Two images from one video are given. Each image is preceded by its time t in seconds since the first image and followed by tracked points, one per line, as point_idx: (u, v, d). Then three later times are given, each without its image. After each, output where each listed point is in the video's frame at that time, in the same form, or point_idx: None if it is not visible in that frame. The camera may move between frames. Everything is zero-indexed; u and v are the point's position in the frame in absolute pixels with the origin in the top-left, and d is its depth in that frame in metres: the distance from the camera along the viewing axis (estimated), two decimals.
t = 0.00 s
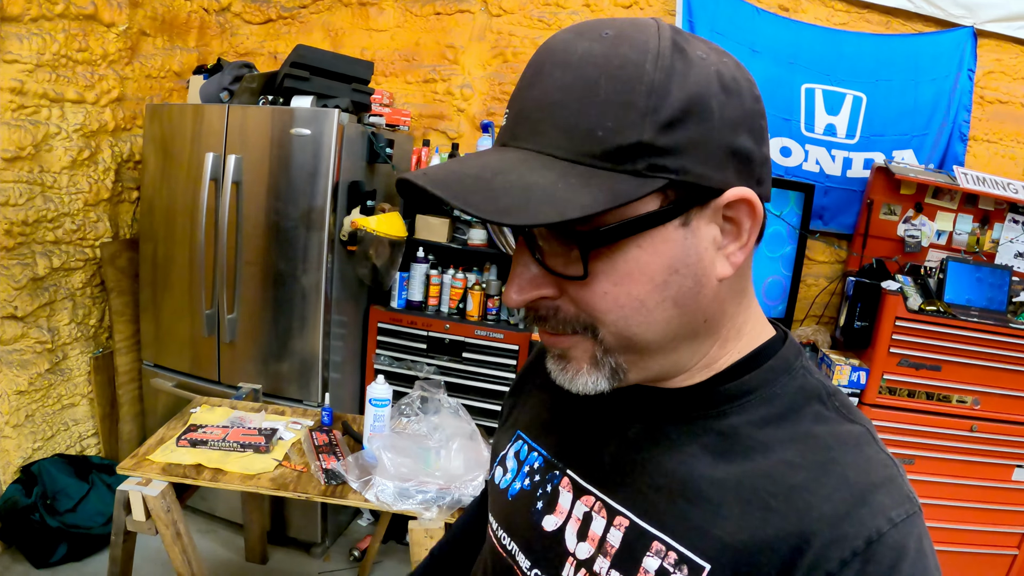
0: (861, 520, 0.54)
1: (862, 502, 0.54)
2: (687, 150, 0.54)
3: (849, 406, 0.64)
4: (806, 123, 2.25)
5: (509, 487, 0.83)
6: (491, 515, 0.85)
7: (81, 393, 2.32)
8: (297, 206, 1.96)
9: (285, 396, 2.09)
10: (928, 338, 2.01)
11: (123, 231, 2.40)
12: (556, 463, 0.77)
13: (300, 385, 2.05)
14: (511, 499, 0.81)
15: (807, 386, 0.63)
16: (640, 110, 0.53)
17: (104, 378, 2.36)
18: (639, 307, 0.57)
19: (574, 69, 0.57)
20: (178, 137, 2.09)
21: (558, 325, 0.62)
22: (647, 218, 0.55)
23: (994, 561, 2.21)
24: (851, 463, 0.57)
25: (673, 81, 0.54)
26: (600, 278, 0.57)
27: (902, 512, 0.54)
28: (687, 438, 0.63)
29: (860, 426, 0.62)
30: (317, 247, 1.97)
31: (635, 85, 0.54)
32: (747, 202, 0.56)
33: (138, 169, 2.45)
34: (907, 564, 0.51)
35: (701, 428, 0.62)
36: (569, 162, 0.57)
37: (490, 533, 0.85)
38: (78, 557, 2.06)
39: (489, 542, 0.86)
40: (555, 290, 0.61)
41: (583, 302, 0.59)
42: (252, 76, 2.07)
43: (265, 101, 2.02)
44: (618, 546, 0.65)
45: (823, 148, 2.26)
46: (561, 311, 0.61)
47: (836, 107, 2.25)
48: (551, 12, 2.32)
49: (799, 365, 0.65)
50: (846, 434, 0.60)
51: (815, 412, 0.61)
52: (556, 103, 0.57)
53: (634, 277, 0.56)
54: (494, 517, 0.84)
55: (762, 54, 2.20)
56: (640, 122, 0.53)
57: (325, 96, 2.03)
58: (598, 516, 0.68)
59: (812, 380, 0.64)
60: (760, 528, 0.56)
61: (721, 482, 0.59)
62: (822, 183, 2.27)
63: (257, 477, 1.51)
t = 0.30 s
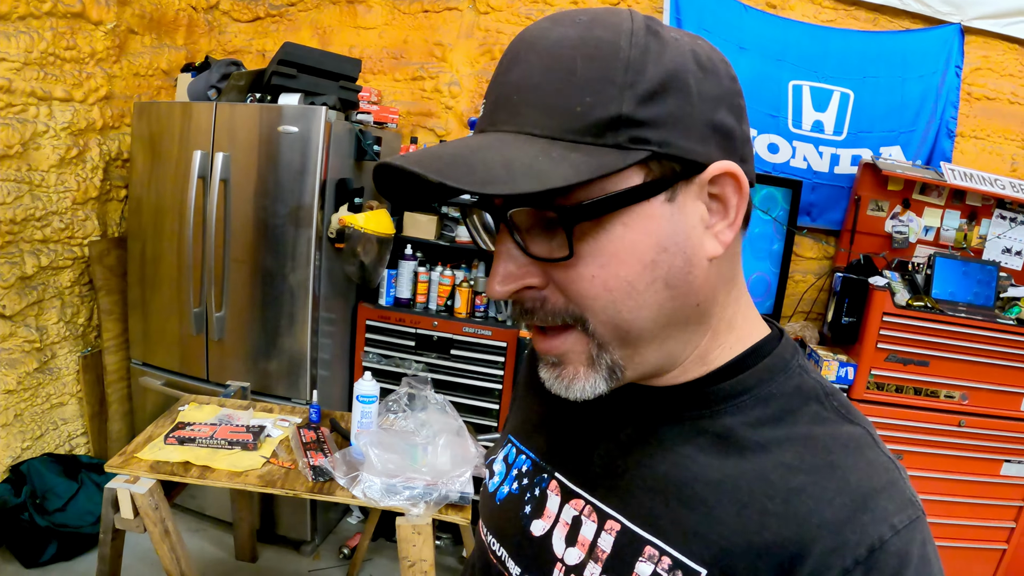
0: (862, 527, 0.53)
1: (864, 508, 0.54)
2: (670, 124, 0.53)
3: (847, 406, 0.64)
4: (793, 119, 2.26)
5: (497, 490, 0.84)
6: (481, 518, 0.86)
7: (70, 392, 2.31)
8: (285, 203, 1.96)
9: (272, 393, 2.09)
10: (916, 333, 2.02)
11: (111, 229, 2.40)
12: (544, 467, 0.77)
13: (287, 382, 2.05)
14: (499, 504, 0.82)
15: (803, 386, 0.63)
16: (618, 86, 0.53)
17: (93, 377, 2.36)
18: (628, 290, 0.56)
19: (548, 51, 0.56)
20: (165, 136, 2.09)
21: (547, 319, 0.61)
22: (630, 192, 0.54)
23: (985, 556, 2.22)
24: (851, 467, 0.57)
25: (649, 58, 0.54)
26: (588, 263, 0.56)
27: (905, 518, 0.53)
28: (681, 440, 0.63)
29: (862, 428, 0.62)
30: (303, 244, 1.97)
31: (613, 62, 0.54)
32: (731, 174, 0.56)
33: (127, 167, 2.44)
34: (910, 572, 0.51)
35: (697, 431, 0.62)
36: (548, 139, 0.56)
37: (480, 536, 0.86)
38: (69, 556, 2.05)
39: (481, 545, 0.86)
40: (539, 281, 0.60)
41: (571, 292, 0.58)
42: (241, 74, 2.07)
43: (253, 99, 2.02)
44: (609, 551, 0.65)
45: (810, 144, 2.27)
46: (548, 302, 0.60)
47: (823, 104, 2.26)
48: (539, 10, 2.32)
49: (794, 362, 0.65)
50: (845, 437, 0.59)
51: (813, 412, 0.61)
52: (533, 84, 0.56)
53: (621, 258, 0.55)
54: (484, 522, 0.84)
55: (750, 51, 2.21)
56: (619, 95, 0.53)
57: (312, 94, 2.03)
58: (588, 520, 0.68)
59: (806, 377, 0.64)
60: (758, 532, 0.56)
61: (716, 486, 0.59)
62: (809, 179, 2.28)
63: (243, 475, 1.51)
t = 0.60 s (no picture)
0: (889, 519, 0.54)
1: (891, 500, 0.54)
2: (673, 110, 0.53)
3: (870, 400, 0.64)
4: (787, 117, 2.26)
5: (508, 491, 0.81)
6: (490, 519, 0.84)
7: (62, 393, 2.29)
8: (278, 202, 1.95)
9: (267, 393, 2.07)
10: (911, 329, 2.02)
11: (103, 229, 2.38)
12: (562, 465, 0.76)
13: (282, 383, 2.04)
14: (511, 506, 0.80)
15: (825, 377, 0.63)
16: (621, 72, 0.53)
17: (85, 378, 2.34)
18: (629, 271, 0.55)
19: (559, 40, 0.57)
20: (157, 134, 2.07)
21: (551, 298, 0.61)
22: (626, 174, 0.54)
23: (980, 551, 2.23)
24: (877, 459, 0.57)
25: (656, 45, 0.53)
26: (589, 244, 0.56)
27: (930, 510, 0.54)
28: (702, 433, 0.63)
29: (882, 418, 0.62)
30: (296, 243, 1.96)
31: (617, 50, 0.53)
32: (739, 162, 0.55)
33: (118, 166, 2.43)
34: (938, 564, 0.51)
35: (717, 424, 0.63)
36: (551, 122, 0.56)
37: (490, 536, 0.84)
38: (61, 560, 2.03)
39: (490, 545, 0.84)
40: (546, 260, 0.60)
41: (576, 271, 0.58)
42: (232, 71, 2.05)
43: (245, 96, 2.01)
44: (631, 548, 0.65)
45: (804, 141, 2.27)
46: (555, 281, 0.60)
47: (817, 101, 2.26)
48: (532, 7, 2.32)
49: (816, 355, 0.65)
50: (867, 429, 0.60)
51: (836, 402, 0.62)
52: (542, 71, 0.57)
53: (621, 241, 0.55)
54: (494, 523, 0.82)
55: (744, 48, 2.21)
56: (620, 81, 0.53)
57: (304, 92, 2.02)
58: (610, 517, 0.67)
59: (828, 368, 0.64)
60: (786, 526, 0.56)
61: (738, 479, 0.59)
62: (803, 176, 2.29)
63: (238, 475, 1.49)
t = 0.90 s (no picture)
0: (874, 490, 0.55)
1: (876, 471, 0.56)
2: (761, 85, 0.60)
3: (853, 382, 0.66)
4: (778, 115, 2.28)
5: (502, 478, 0.81)
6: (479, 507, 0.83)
7: (56, 394, 2.29)
8: (271, 202, 1.96)
9: (261, 392, 2.08)
10: (902, 325, 2.03)
11: (96, 229, 2.38)
12: (556, 450, 0.76)
13: (276, 382, 2.04)
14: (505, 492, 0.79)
15: (810, 355, 0.66)
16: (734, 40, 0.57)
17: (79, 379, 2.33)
18: (742, 223, 0.60)
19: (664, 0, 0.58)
20: (151, 134, 2.08)
21: (664, 251, 0.60)
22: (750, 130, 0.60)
23: (972, 547, 2.24)
24: (862, 431, 0.59)
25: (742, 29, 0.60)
26: (707, 191, 0.59)
27: (914, 481, 0.55)
28: (697, 415, 0.65)
29: (864, 394, 0.64)
30: (291, 242, 1.96)
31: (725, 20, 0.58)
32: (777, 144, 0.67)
33: (111, 167, 2.43)
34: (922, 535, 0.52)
35: (709, 405, 0.65)
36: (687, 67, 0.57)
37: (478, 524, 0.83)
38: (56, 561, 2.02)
39: (479, 535, 0.84)
40: (660, 210, 0.60)
41: (696, 220, 0.59)
42: (226, 71, 2.06)
43: (239, 96, 2.01)
44: (625, 529, 0.65)
45: (795, 139, 2.29)
46: (670, 233, 0.59)
47: (807, 99, 2.28)
48: (525, 7, 2.32)
49: (800, 336, 0.69)
50: (853, 406, 0.61)
51: (821, 379, 0.64)
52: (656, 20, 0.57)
53: (741, 185, 0.60)
54: (483, 510, 0.82)
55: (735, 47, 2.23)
56: (739, 46, 0.57)
57: (298, 92, 2.03)
58: (604, 499, 0.68)
59: (813, 348, 0.68)
60: (776, 501, 0.58)
61: (729, 457, 0.62)
62: (794, 174, 2.31)
63: (235, 473, 1.50)
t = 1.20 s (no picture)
0: (852, 489, 0.56)
1: (854, 471, 0.57)
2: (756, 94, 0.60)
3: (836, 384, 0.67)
4: (770, 116, 2.29)
5: (494, 474, 0.82)
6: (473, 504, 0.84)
7: (52, 397, 2.29)
8: (266, 204, 1.96)
9: (256, 394, 2.09)
10: (894, 325, 2.05)
11: (91, 232, 2.38)
12: (544, 446, 0.77)
13: (271, 384, 2.05)
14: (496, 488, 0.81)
15: (795, 357, 0.67)
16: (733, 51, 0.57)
17: (75, 381, 2.34)
18: (728, 230, 0.61)
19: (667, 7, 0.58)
20: (145, 138, 2.09)
21: (648, 252, 0.60)
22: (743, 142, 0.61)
23: (965, 545, 2.25)
24: (842, 432, 0.60)
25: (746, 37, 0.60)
26: (695, 197, 0.60)
27: (892, 481, 0.56)
28: (680, 415, 0.66)
29: (846, 396, 0.65)
30: (286, 244, 1.97)
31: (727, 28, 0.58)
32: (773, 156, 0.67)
33: (106, 170, 2.43)
34: (899, 533, 0.53)
35: (690, 404, 0.66)
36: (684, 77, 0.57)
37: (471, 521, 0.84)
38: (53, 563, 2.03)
39: (471, 532, 0.85)
40: (648, 212, 0.60)
41: (681, 223, 0.60)
42: (220, 75, 2.07)
43: (233, 99, 2.02)
44: (608, 524, 0.67)
45: (787, 140, 2.30)
46: (656, 235, 0.60)
47: (799, 100, 2.29)
48: (517, 9, 2.33)
49: (784, 338, 0.70)
50: (834, 408, 0.62)
51: (804, 380, 0.65)
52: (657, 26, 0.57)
53: (728, 194, 0.61)
54: (475, 506, 0.83)
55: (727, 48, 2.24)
56: (738, 57, 0.57)
57: (292, 95, 2.04)
58: (587, 494, 0.69)
59: (798, 351, 0.69)
60: (755, 499, 0.59)
61: (710, 456, 0.62)
62: (787, 175, 2.32)
63: (230, 475, 1.51)
